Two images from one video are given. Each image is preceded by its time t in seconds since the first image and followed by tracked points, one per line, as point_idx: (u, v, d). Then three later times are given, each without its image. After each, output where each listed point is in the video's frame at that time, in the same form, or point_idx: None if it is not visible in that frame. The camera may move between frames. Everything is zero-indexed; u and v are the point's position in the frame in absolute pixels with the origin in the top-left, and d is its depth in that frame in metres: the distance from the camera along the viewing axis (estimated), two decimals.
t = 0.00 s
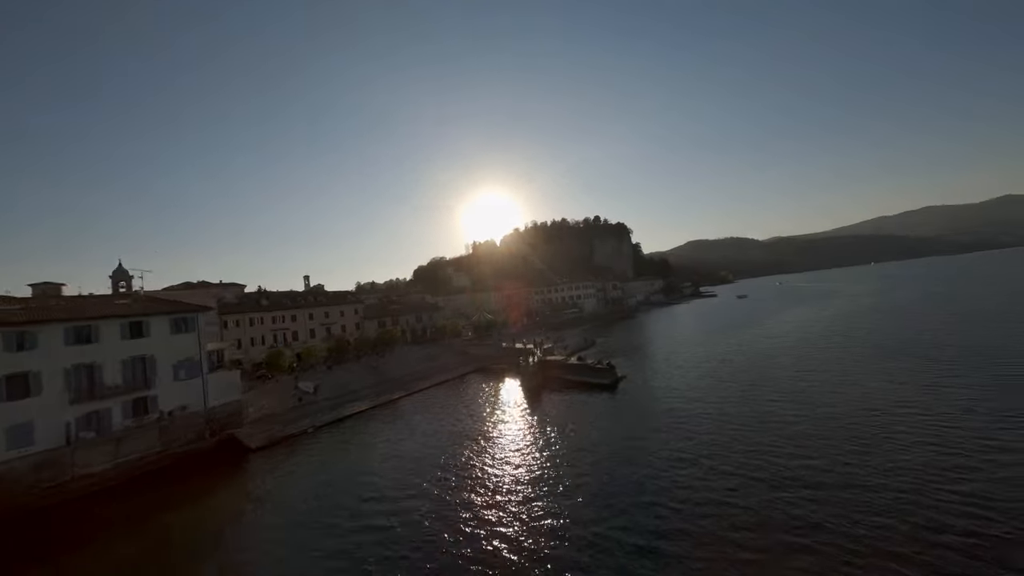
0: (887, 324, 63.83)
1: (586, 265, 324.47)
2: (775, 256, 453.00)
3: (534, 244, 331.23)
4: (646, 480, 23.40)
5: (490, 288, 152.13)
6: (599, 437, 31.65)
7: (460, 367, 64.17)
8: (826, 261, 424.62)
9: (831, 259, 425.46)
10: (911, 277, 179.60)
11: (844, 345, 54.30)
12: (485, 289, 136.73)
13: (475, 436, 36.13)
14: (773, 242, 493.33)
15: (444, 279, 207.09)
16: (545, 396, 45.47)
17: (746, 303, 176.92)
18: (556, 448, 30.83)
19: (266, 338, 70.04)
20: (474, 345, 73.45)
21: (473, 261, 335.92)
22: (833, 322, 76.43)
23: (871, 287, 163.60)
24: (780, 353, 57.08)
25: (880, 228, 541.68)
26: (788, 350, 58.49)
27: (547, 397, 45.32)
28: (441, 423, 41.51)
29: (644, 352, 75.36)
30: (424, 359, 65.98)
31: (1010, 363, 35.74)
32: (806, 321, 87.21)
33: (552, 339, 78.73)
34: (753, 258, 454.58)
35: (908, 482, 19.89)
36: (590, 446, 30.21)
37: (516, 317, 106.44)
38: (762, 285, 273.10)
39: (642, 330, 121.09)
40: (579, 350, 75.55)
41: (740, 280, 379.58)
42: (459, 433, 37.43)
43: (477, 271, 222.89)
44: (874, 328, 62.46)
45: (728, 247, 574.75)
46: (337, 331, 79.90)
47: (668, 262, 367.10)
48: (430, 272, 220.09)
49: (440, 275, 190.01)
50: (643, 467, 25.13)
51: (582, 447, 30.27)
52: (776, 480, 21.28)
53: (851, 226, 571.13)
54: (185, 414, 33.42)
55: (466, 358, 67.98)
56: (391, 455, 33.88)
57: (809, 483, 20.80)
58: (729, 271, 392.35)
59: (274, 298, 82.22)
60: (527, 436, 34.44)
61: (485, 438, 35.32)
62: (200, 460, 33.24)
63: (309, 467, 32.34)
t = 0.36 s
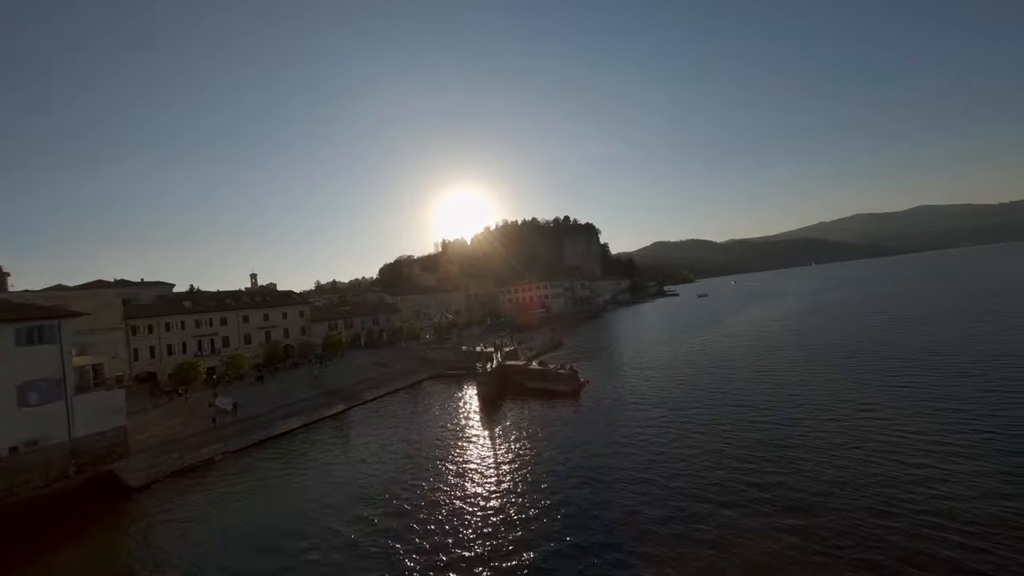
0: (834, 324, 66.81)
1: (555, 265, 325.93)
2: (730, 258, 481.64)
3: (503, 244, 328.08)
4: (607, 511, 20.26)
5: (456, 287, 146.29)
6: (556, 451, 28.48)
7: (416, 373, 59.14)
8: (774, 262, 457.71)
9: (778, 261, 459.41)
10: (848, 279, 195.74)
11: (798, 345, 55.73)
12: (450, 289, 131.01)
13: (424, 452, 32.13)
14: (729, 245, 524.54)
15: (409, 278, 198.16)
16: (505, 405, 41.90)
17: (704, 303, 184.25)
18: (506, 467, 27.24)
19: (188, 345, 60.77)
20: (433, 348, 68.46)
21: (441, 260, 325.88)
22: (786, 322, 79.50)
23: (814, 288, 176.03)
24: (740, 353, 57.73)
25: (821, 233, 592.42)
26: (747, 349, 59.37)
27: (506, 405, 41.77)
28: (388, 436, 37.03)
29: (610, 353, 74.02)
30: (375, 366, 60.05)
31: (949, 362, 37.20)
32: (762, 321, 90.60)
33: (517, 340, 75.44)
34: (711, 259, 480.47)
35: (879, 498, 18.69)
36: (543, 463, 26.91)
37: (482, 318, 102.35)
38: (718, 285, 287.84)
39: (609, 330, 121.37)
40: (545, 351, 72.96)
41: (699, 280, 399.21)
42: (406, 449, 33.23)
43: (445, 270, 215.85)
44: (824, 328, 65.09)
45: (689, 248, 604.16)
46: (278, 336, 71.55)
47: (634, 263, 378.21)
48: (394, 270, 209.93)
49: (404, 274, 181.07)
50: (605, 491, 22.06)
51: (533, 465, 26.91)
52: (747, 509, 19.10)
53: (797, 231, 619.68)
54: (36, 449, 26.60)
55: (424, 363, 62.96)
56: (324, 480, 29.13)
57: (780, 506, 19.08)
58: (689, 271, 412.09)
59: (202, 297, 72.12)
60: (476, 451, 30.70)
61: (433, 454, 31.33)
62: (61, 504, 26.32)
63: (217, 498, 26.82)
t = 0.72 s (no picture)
0: (793, 324, 68.22)
1: (526, 264, 324.05)
2: (693, 258, 504.07)
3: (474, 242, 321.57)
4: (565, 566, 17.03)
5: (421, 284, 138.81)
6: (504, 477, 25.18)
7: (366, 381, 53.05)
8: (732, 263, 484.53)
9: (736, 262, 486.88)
10: (799, 279, 208.59)
11: (761, 347, 55.84)
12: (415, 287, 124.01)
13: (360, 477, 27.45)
14: (692, 246, 548.93)
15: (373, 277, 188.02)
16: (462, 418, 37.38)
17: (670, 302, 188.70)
18: (443, 503, 23.21)
19: (84, 356, 50.83)
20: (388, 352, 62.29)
21: (409, 257, 313.81)
22: (749, 321, 80.89)
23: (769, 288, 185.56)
24: (706, 354, 57.09)
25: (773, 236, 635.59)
26: (713, 350, 59.06)
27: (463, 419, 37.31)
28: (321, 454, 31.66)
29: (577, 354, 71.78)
30: (319, 373, 53.27)
31: (907, 363, 37.39)
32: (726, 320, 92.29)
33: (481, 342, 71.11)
34: (675, 259, 500.24)
35: (866, 543, 16.54)
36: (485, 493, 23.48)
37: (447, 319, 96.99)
38: (682, 285, 298.36)
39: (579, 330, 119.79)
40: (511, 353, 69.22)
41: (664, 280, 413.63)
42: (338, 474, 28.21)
43: (412, 267, 206.82)
44: (784, 328, 66.21)
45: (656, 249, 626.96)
46: (206, 341, 62.45)
47: (604, 262, 385.28)
48: (356, 267, 197.92)
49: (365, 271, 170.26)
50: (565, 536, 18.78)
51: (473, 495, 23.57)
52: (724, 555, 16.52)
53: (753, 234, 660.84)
54: None
55: (376, 369, 56.96)
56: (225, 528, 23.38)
57: (761, 551, 16.57)
58: (655, 271, 426.20)
59: (108, 294, 61.05)
60: (414, 480, 26.20)
61: (369, 484, 26.24)
62: None
63: (68, 568, 20.57)
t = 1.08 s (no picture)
0: (760, 325, 68.79)
1: (500, 261, 319.50)
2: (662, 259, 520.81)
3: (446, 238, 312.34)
4: None
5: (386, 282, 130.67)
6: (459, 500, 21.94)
7: (309, 391, 46.77)
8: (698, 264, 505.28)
9: (701, 262, 508.29)
10: (759, 280, 219.19)
11: (730, 346, 55.30)
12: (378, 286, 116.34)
13: (283, 513, 22.83)
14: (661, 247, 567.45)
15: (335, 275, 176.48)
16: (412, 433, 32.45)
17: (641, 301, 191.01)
18: (374, 558, 18.01)
19: None
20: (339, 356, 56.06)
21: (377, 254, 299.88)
22: (716, 321, 81.64)
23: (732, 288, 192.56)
24: (676, 355, 55.80)
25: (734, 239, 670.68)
26: (683, 351, 57.94)
27: (414, 434, 32.41)
28: (239, 490, 26.34)
29: (547, 356, 68.75)
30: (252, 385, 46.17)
31: (871, 362, 37.23)
32: (694, 320, 93.04)
33: (445, 344, 66.16)
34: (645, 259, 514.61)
35: None
36: (435, 522, 20.06)
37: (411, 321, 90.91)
38: (651, 285, 305.56)
39: (550, 331, 117.36)
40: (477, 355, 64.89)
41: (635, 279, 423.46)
42: (258, 510, 23.38)
43: (378, 264, 196.63)
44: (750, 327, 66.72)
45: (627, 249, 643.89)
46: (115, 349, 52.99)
47: (577, 261, 388.85)
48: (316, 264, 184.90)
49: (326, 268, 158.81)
50: None
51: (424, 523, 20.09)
52: None
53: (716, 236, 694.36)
54: None
55: (323, 377, 50.63)
56: None
57: None
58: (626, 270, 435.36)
59: None
60: (343, 524, 20.92)
61: (281, 535, 20.66)
62: None
63: None
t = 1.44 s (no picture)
0: (733, 326, 68.14)
1: (476, 257, 312.74)
2: (636, 257, 532.77)
3: (420, 233, 301.89)
4: None
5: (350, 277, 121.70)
6: (419, 517, 19.48)
7: (240, 403, 39.89)
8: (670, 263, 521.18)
9: (672, 261, 524.80)
10: (727, 280, 226.97)
11: (706, 347, 53.57)
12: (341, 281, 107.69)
13: None
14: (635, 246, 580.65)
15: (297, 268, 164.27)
16: (354, 457, 26.86)
17: (615, 300, 191.67)
18: None
19: None
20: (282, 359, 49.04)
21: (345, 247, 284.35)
22: (690, 322, 80.75)
23: (702, 288, 197.34)
24: (653, 355, 53.24)
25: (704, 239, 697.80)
26: (660, 351, 55.60)
27: (356, 457, 26.84)
28: (107, 549, 19.80)
29: (519, 357, 64.57)
30: (168, 399, 38.83)
31: (851, 369, 35.89)
32: (668, 321, 92.15)
33: (408, 346, 60.26)
34: (620, 258, 524.21)
35: None
36: None
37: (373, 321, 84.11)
38: (625, 283, 309.23)
39: (525, 329, 113.55)
40: (444, 356, 59.56)
41: (610, 277, 429.54)
42: (148, 564, 18.29)
43: (345, 257, 185.19)
44: (725, 329, 65.87)
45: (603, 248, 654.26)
46: None
47: (554, 258, 389.04)
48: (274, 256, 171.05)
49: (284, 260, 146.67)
50: None
51: (379, 546, 17.45)
52: None
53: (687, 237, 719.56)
54: None
55: (261, 386, 43.77)
56: None
57: None
58: (601, 268, 440.78)
59: None
60: None
61: None
62: None
63: None
